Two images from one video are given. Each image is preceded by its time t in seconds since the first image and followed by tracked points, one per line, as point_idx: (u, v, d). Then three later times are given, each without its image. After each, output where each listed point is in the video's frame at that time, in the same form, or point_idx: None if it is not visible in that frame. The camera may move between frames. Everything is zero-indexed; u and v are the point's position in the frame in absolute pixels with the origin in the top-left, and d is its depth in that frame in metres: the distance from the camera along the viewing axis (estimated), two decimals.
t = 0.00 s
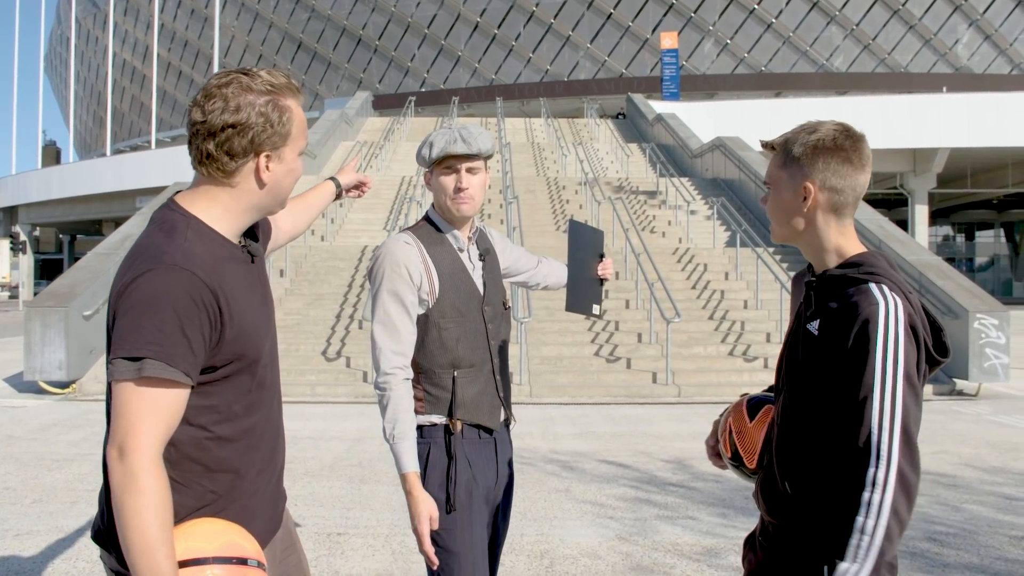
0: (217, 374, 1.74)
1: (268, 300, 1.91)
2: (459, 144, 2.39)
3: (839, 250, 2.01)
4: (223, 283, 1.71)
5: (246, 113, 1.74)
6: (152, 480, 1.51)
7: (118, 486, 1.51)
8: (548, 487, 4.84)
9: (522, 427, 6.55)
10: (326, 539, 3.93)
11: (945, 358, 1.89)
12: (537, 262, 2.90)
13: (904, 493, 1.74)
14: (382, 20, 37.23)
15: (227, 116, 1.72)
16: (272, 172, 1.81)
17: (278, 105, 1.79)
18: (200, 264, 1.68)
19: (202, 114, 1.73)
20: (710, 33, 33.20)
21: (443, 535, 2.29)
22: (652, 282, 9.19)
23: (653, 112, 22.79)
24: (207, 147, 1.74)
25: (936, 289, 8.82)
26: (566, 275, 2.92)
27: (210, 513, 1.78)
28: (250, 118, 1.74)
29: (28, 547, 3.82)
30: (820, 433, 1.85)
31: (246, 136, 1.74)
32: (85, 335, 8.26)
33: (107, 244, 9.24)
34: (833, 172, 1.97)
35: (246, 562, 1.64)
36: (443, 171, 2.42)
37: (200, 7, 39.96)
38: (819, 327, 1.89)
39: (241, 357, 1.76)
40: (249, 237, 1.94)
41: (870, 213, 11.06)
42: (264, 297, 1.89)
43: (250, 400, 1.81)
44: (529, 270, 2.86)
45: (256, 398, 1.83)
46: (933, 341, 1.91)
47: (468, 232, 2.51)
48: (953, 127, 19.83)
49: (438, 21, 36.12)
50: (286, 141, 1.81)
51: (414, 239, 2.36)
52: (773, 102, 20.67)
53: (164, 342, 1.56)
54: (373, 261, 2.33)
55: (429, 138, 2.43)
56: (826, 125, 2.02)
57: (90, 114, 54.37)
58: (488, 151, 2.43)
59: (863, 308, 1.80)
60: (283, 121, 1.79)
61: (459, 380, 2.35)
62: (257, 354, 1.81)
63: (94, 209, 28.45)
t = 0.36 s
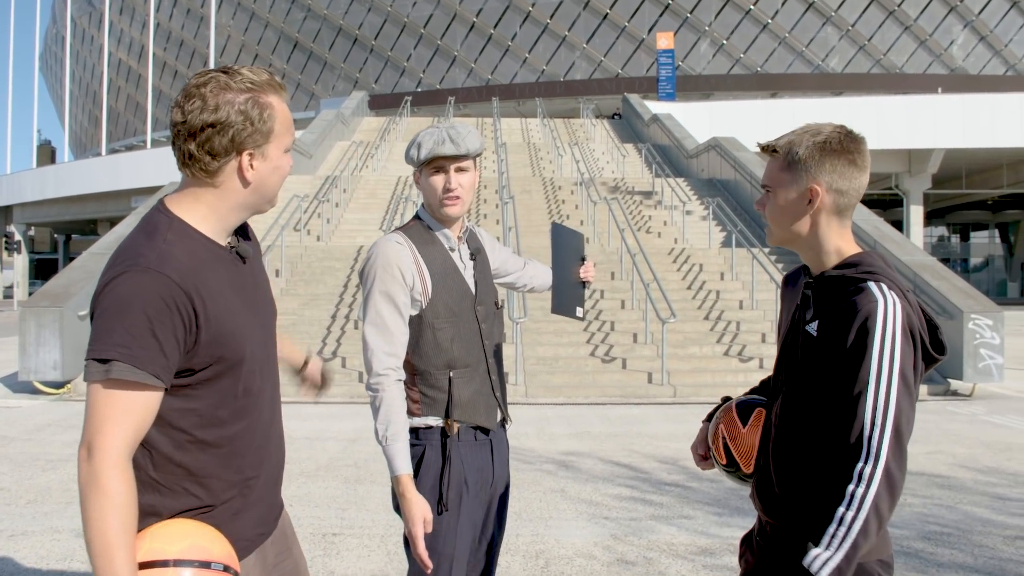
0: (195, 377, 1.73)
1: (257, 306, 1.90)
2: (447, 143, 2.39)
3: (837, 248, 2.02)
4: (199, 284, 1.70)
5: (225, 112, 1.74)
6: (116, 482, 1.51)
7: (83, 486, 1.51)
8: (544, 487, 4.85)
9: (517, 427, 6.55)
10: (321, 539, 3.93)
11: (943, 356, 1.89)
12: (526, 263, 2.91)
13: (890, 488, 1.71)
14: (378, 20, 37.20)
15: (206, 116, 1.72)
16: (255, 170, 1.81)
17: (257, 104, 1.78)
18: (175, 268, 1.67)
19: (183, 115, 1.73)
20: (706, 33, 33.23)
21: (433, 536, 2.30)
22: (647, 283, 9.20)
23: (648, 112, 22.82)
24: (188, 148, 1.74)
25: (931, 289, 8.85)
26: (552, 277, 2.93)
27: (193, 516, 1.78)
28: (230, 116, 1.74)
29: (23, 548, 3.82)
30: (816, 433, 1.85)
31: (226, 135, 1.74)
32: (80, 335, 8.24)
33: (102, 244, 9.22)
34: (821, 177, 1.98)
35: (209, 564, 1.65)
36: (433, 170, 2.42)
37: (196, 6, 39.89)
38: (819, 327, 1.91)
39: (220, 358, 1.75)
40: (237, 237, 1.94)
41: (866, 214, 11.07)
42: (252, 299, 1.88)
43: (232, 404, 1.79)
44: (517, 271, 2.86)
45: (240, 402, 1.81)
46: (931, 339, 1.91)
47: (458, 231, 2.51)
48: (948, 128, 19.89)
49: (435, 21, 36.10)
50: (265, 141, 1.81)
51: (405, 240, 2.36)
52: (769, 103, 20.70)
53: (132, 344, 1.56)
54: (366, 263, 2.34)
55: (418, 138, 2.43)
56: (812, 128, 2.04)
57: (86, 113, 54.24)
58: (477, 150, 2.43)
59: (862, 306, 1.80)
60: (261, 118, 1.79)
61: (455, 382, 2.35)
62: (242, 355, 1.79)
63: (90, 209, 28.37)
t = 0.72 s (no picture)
0: (190, 365, 1.73)
1: (258, 301, 1.91)
2: (444, 143, 2.39)
3: (832, 246, 2.03)
4: (196, 272, 1.71)
5: (221, 105, 1.75)
6: (109, 460, 1.52)
7: (76, 463, 1.52)
8: (542, 485, 4.86)
9: (514, 426, 6.55)
10: (319, 538, 3.94)
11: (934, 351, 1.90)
12: (517, 261, 2.91)
13: (916, 484, 1.71)
14: (374, 19, 37.16)
15: (202, 110, 1.74)
16: (251, 163, 1.81)
17: (256, 100, 1.79)
18: (174, 254, 1.69)
19: (181, 111, 1.76)
20: (702, 32, 33.23)
21: (428, 537, 2.31)
22: (644, 281, 9.20)
23: (645, 111, 22.83)
24: (186, 142, 1.77)
25: (927, 288, 8.88)
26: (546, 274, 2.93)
27: (182, 508, 1.78)
28: (224, 110, 1.76)
29: (20, 547, 3.81)
30: (818, 426, 1.85)
31: (219, 129, 1.76)
32: (76, 335, 8.22)
33: (98, 244, 9.20)
34: (830, 173, 2.00)
35: (197, 554, 1.66)
36: (432, 170, 2.42)
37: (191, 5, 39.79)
38: (811, 325, 1.92)
39: (217, 347, 1.75)
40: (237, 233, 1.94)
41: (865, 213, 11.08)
42: (252, 295, 1.89)
43: (228, 396, 1.79)
44: (510, 268, 2.87)
45: (237, 394, 1.81)
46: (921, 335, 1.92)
47: (454, 228, 2.51)
48: (944, 127, 19.95)
49: (430, 20, 36.06)
50: (267, 137, 1.82)
51: (402, 239, 2.36)
52: (766, 101, 20.72)
53: (129, 327, 1.56)
54: (362, 262, 2.34)
55: (415, 135, 2.44)
56: (811, 123, 2.06)
57: (81, 112, 54.09)
58: (473, 150, 2.44)
59: (852, 303, 1.81)
60: (260, 114, 1.79)
61: (451, 381, 2.36)
62: (238, 348, 1.79)
63: (85, 208, 28.29)
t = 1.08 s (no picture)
0: (198, 362, 1.73)
1: (267, 299, 1.91)
2: (448, 142, 2.38)
3: (844, 247, 2.02)
4: (204, 268, 1.72)
5: (212, 93, 1.79)
6: (121, 453, 1.52)
7: (89, 456, 1.52)
8: (547, 484, 4.86)
9: (519, 424, 6.55)
10: (324, 536, 3.94)
11: (942, 353, 1.90)
12: (525, 259, 2.90)
13: (902, 484, 1.70)
14: (379, 17, 37.21)
15: (195, 99, 1.80)
16: (241, 150, 1.82)
17: (248, 89, 1.82)
18: (182, 251, 1.69)
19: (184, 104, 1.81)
20: (708, 30, 33.13)
21: (434, 536, 2.31)
22: (649, 280, 9.18)
23: (650, 109, 22.78)
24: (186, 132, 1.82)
25: (933, 287, 8.84)
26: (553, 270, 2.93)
27: (190, 505, 1.78)
28: (215, 96, 1.79)
29: (26, 544, 3.82)
30: (826, 427, 1.85)
31: (212, 115, 1.79)
32: (81, 332, 8.25)
33: (103, 242, 9.24)
34: (852, 172, 2.00)
35: (214, 546, 1.67)
36: (436, 169, 2.42)
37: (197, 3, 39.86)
38: (823, 325, 1.91)
39: (224, 344, 1.75)
40: (246, 231, 1.95)
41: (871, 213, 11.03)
42: (260, 293, 1.89)
43: (235, 394, 1.79)
44: (517, 265, 2.86)
45: (244, 392, 1.81)
46: (930, 336, 1.91)
47: (459, 228, 2.51)
48: (950, 125, 19.87)
49: (436, 18, 36.05)
50: (253, 122, 1.81)
51: (406, 237, 2.36)
52: (771, 100, 20.67)
53: (136, 322, 1.57)
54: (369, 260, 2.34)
55: (420, 133, 2.44)
56: (821, 121, 2.07)
57: (87, 111, 54.23)
58: (478, 148, 2.43)
59: (866, 304, 1.80)
60: (248, 100, 1.81)
61: (455, 378, 2.36)
62: (245, 344, 1.79)
63: (91, 206, 28.34)
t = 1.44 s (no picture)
0: (200, 358, 1.73)
1: (276, 300, 1.91)
2: (451, 141, 2.38)
3: (851, 247, 2.02)
4: (206, 264, 1.71)
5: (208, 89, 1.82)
6: (120, 445, 1.52)
7: (88, 445, 1.52)
8: (552, 482, 4.85)
9: (523, 423, 6.55)
10: (329, 534, 3.94)
11: (949, 352, 1.85)
12: (529, 257, 2.90)
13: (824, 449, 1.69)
14: (383, 16, 37.24)
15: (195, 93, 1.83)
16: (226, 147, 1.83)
17: (242, 86, 1.83)
18: (185, 246, 1.70)
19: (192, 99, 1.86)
20: (712, 29, 33.05)
21: (436, 534, 2.30)
22: (654, 279, 9.16)
23: (654, 109, 22.76)
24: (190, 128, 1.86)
25: (938, 286, 8.81)
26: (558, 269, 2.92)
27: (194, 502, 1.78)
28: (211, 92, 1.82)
29: (33, 542, 3.83)
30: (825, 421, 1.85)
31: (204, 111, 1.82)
32: (86, 331, 8.26)
33: (108, 241, 9.25)
34: (857, 170, 1.98)
35: (212, 539, 1.66)
36: (437, 170, 2.42)
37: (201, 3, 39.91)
38: (831, 323, 1.92)
39: (226, 342, 1.75)
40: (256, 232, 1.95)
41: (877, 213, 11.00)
42: (267, 292, 1.89)
43: (239, 391, 1.79)
44: (522, 264, 2.85)
45: (249, 391, 1.80)
46: (936, 335, 1.88)
47: (463, 226, 2.50)
48: (955, 124, 19.82)
49: (440, 18, 36.08)
50: (233, 117, 1.82)
51: (410, 236, 2.36)
52: (775, 99, 20.63)
53: (134, 314, 1.57)
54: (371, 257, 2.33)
55: (424, 132, 2.43)
56: (829, 119, 2.06)
57: (92, 110, 54.32)
58: (481, 147, 2.42)
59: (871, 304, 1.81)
60: (237, 97, 1.82)
61: (459, 377, 2.36)
62: (248, 343, 1.79)
63: (96, 205, 28.38)
